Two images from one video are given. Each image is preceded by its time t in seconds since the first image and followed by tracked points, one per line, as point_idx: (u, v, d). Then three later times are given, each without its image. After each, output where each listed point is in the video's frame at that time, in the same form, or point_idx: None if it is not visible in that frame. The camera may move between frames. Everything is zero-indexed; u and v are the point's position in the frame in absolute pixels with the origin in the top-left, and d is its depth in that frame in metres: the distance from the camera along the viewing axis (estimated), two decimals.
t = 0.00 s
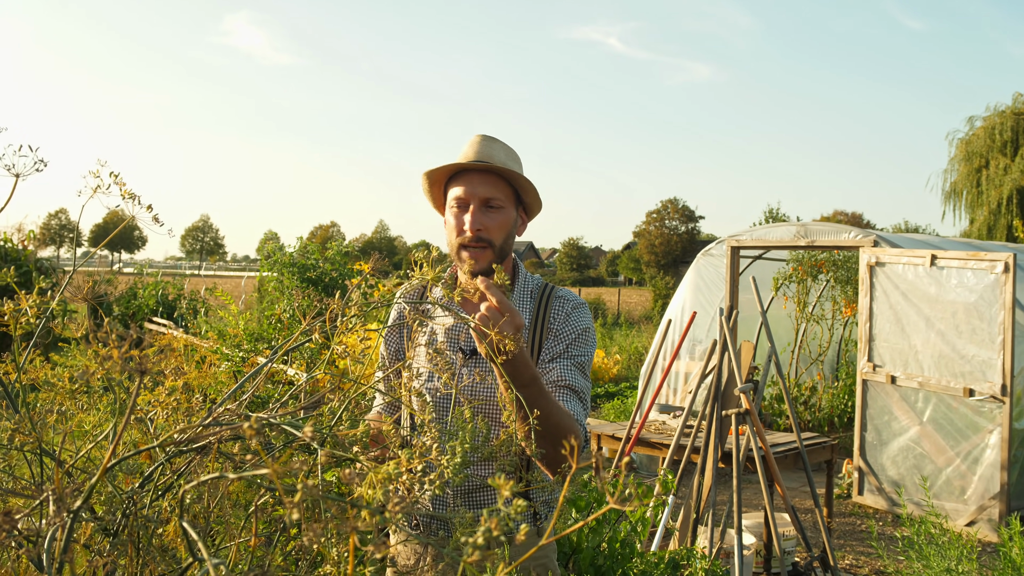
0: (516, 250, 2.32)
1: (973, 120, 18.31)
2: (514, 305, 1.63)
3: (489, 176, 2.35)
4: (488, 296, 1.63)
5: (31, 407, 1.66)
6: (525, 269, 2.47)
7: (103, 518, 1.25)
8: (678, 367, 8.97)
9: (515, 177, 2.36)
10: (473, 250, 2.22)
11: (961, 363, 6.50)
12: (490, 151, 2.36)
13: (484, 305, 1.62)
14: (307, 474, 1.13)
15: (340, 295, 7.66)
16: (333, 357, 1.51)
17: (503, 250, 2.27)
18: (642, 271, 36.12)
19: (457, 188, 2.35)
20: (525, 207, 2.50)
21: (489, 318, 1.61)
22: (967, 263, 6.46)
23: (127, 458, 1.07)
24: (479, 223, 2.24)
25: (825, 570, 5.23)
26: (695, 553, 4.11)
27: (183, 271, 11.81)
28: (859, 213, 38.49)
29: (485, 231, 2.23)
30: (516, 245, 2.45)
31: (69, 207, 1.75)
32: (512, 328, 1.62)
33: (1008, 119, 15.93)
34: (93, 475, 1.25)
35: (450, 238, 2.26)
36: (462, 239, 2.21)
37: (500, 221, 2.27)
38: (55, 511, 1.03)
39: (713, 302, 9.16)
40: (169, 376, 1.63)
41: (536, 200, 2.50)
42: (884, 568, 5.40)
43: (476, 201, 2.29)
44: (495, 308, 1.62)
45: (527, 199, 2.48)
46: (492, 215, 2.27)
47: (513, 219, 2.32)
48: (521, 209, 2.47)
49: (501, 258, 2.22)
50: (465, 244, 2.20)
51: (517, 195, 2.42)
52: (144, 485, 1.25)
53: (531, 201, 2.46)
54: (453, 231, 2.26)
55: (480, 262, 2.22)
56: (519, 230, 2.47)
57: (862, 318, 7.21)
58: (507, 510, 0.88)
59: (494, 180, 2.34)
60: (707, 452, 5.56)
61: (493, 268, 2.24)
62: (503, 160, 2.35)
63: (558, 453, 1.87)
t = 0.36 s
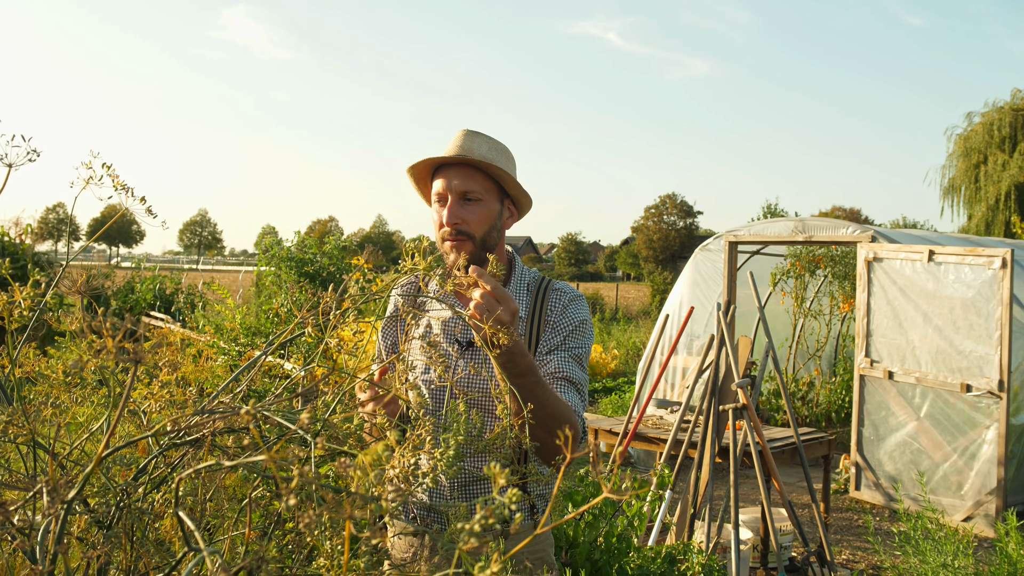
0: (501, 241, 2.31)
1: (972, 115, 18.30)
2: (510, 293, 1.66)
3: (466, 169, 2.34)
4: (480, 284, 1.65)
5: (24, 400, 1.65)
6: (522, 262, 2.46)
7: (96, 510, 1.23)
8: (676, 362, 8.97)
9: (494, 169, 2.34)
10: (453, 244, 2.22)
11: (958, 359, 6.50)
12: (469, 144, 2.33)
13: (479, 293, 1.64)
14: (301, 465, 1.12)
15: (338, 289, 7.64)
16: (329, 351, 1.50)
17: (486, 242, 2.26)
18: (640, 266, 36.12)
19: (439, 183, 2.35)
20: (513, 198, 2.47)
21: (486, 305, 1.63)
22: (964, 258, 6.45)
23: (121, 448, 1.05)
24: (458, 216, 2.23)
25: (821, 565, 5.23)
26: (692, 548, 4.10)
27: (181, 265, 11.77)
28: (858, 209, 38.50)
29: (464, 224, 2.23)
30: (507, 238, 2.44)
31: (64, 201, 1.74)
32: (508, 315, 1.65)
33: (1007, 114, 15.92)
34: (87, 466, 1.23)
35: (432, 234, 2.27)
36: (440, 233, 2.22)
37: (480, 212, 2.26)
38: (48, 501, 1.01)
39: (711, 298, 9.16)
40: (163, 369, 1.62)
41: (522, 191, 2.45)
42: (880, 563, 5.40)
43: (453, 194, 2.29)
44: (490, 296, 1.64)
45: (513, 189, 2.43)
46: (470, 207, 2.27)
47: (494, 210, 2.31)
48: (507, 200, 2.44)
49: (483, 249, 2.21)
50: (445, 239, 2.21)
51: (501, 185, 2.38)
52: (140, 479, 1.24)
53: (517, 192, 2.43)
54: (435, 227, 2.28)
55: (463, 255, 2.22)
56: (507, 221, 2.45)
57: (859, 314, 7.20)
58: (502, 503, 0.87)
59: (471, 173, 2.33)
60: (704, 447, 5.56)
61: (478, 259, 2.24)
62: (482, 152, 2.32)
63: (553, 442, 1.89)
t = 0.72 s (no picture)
0: (498, 241, 2.32)
1: (972, 111, 18.27)
2: (510, 292, 1.66)
3: (458, 172, 2.33)
4: (480, 283, 1.64)
5: (22, 399, 1.64)
6: (524, 260, 2.45)
7: (94, 508, 1.23)
8: (676, 359, 8.97)
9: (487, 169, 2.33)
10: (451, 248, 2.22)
11: (958, 355, 6.50)
12: (460, 146, 2.34)
13: (479, 292, 1.63)
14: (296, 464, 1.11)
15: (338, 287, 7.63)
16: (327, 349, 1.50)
17: (483, 244, 2.26)
18: (640, 263, 36.13)
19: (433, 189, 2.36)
20: (509, 195, 2.46)
21: (487, 304, 1.62)
22: (964, 255, 6.44)
23: (118, 446, 1.04)
24: (454, 222, 2.23)
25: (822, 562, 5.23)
26: (693, 545, 4.10)
27: (180, 264, 11.74)
28: (858, 205, 38.50)
29: (461, 229, 2.23)
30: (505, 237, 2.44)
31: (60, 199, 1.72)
32: (508, 313, 1.65)
33: (1008, 110, 15.91)
34: (83, 463, 1.23)
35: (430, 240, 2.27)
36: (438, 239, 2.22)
37: (476, 216, 2.26)
38: (45, 498, 1.00)
39: (711, 294, 9.15)
40: (161, 366, 1.61)
41: (517, 189, 2.44)
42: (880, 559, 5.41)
43: (448, 199, 2.28)
44: (491, 294, 1.64)
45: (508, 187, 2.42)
46: (466, 210, 2.26)
47: (491, 211, 2.30)
48: (504, 199, 2.43)
49: (480, 252, 2.21)
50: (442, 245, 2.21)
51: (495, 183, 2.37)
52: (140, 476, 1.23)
53: (513, 189, 2.42)
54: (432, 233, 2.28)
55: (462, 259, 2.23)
56: (505, 220, 2.45)
57: (859, 310, 7.20)
58: (499, 499, 0.86)
59: (463, 176, 2.32)
60: (704, 443, 5.56)
61: (477, 263, 2.25)
62: (474, 153, 2.33)
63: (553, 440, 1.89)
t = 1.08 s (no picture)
0: (506, 242, 2.32)
1: (975, 115, 18.26)
2: (512, 293, 1.68)
3: (463, 176, 2.34)
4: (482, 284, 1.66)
5: (27, 402, 1.65)
6: (532, 265, 2.46)
7: (98, 510, 1.24)
8: (679, 363, 8.96)
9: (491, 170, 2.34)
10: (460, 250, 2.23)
11: (961, 358, 6.50)
12: (466, 150, 2.36)
13: (481, 293, 1.65)
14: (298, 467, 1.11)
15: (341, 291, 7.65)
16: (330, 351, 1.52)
17: (491, 246, 2.27)
18: (643, 267, 36.12)
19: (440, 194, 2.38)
20: (516, 197, 2.47)
21: (489, 305, 1.64)
22: (967, 258, 6.43)
23: (121, 449, 1.05)
24: (461, 225, 2.25)
25: (825, 565, 5.22)
26: (696, 548, 4.10)
27: (184, 268, 11.75)
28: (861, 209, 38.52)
29: (468, 231, 2.24)
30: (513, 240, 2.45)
31: (65, 204, 1.73)
32: (510, 314, 1.66)
33: (1010, 113, 15.89)
34: (87, 465, 1.23)
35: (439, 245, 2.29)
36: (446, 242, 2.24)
37: (482, 217, 2.28)
38: (47, 501, 1.01)
39: (713, 298, 9.15)
40: (162, 369, 1.62)
41: (524, 191, 2.45)
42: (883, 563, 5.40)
43: (454, 203, 2.30)
44: (493, 295, 1.66)
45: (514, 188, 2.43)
46: (472, 212, 2.28)
47: (497, 213, 2.31)
48: (511, 201, 2.43)
49: (488, 254, 2.22)
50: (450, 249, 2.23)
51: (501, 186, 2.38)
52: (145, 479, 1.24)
53: (519, 190, 2.42)
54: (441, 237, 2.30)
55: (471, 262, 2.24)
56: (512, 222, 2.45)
57: (862, 313, 7.20)
58: (497, 502, 0.87)
59: (468, 179, 2.33)
60: (707, 447, 5.55)
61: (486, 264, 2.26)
62: (478, 157, 2.35)
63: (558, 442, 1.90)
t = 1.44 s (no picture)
0: (524, 250, 2.34)
1: (980, 121, 18.23)
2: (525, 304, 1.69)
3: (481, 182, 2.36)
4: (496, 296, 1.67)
5: (33, 411, 1.67)
6: (542, 274, 2.47)
7: (104, 518, 1.25)
8: (684, 370, 8.96)
9: (510, 178, 2.37)
10: (483, 256, 2.25)
11: (967, 365, 6.48)
12: (482, 158, 2.36)
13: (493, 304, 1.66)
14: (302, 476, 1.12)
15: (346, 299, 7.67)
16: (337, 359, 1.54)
17: (512, 251, 2.29)
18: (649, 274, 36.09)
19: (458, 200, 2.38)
20: (529, 204, 2.50)
21: (500, 317, 1.66)
22: (973, 264, 6.42)
23: (128, 456, 1.06)
24: (484, 230, 2.26)
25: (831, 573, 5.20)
26: (701, 556, 4.09)
27: (190, 276, 11.78)
28: (867, 215, 38.45)
29: (490, 237, 2.26)
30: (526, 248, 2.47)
31: (73, 214, 1.75)
32: (522, 325, 1.67)
33: (1016, 119, 15.83)
34: (94, 474, 1.24)
35: (459, 250, 2.30)
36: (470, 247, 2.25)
37: (504, 223, 2.30)
38: (55, 509, 1.02)
39: (719, 305, 9.15)
40: (169, 378, 1.63)
41: (536, 199, 2.48)
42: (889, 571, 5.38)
43: (476, 208, 2.32)
44: (506, 307, 1.67)
45: (529, 195, 2.46)
46: (494, 218, 2.30)
47: (517, 219, 2.34)
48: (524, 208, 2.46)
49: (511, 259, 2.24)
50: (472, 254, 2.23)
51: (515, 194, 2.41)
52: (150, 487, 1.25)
53: (533, 198, 2.46)
54: (461, 243, 2.30)
55: (491, 268, 2.25)
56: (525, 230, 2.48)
57: (867, 320, 7.19)
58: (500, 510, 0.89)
59: (491, 185, 2.36)
60: (712, 454, 5.55)
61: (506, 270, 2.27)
62: (497, 164, 2.36)
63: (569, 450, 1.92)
